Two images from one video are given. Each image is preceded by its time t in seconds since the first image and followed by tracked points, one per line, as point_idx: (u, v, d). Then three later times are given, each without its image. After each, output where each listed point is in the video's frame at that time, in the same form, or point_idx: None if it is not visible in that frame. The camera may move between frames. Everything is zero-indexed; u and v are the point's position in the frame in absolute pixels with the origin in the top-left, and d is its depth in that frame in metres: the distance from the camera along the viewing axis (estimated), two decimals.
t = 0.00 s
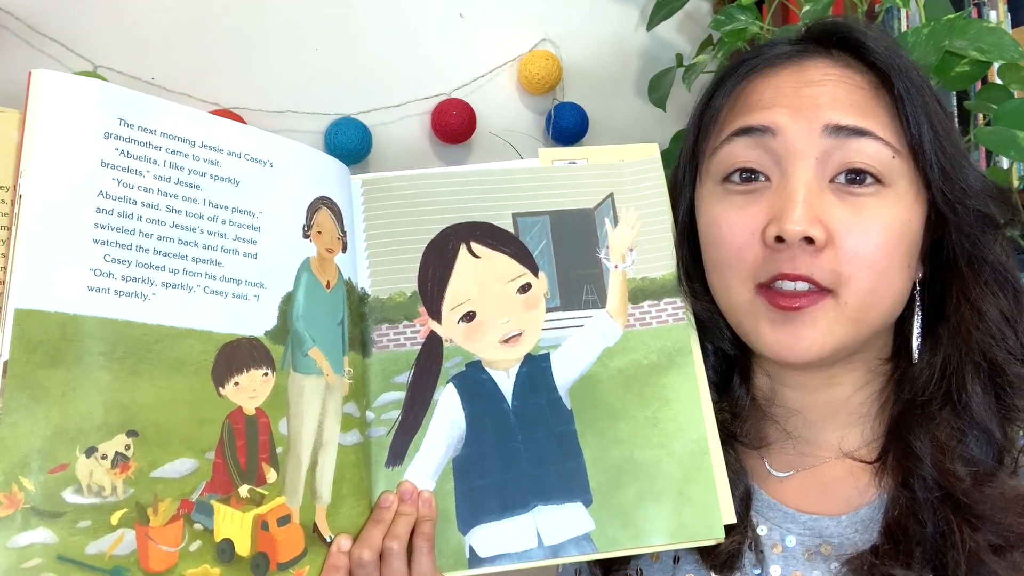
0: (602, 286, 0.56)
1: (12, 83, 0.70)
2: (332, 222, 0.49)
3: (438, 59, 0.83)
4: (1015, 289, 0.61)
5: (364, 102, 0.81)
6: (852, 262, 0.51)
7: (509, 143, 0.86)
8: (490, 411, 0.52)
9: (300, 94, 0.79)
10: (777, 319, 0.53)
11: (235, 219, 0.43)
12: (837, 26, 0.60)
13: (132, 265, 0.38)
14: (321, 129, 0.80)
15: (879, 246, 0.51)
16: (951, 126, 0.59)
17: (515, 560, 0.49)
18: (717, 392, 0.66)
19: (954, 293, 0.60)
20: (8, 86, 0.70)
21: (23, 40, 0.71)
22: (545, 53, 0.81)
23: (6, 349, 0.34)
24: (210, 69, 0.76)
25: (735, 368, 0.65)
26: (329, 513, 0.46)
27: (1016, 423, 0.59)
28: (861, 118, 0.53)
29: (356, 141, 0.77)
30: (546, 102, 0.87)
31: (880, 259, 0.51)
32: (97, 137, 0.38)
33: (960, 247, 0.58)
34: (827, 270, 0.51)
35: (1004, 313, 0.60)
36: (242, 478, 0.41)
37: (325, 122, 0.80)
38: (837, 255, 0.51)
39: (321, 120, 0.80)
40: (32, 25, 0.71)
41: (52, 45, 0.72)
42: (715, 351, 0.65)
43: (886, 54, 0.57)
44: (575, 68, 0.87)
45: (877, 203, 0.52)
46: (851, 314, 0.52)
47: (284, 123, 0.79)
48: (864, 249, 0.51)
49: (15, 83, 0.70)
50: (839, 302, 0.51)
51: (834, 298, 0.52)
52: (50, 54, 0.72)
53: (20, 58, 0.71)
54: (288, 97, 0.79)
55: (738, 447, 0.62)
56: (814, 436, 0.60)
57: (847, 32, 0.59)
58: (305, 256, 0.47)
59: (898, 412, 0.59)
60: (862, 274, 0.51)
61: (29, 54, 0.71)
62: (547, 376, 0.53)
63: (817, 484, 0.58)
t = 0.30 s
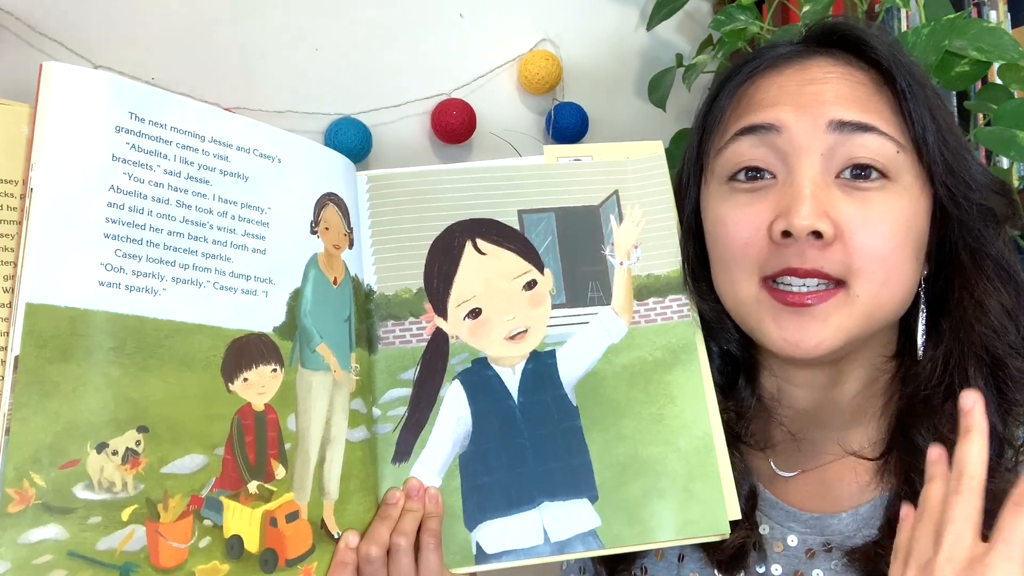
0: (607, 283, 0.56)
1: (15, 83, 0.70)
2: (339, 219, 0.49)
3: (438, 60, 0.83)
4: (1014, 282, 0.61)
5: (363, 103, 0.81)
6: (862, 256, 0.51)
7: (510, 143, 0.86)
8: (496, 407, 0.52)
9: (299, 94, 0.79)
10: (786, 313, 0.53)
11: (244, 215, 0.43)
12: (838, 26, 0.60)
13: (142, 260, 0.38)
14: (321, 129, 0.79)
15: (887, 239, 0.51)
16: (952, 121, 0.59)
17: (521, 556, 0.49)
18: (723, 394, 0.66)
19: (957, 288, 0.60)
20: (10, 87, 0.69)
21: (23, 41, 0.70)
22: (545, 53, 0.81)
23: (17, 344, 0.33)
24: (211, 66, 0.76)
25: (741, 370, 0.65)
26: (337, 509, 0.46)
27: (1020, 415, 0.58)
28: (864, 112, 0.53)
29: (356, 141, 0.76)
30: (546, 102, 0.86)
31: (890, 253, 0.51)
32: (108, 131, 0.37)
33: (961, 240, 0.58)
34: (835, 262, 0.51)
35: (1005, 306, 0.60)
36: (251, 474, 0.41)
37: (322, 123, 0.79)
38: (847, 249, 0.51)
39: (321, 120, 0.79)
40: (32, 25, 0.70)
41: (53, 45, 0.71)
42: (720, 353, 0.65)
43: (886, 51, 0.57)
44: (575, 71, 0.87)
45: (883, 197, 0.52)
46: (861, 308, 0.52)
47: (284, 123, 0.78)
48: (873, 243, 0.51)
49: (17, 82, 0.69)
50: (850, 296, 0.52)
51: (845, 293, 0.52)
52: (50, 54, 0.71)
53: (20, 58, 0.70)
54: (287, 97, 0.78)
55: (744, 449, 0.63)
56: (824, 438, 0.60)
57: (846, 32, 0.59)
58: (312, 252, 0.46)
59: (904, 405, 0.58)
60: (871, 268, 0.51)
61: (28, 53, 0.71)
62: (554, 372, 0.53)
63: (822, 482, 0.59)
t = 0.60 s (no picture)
0: (609, 284, 0.55)
1: (18, 84, 0.70)
2: (341, 220, 0.49)
3: (438, 61, 0.83)
4: (1016, 282, 0.60)
5: (364, 102, 0.81)
6: (862, 257, 0.51)
7: (510, 143, 0.86)
8: (498, 408, 0.52)
9: (299, 94, 0.79)
10: (786, 321, 0.53)
11: (245, 216, 0.43)
12: (837, 25, 0.60)
13: (143, 262, 0.38)
14: (321, 129, 0.80)
15: (888, 239, 0.51)
16: (951, 121, 0.59)
17: (523, 557, 0.49)
18: (723, 395, 0.66)
19: (957, 288, 0.59)
20: (10, 87, 0.70)
21: (23, 40, 0.70)
22: (545, 53, 0.81)
23: (19, 346, 0.33)
24: (214, 68, 0.76)
25: (742, 369, 0.65)
26: (339, 510, 0.46)
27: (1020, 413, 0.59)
28: (862, 113, 0.53)
29: (355, 141, 0.76)
30: (546, 102, 0.87)
31: (889, 254, 0.51)
32: (109, 133, 0.37)
33: (960, 239, 0.58)
34: (838, 262, 0.51)
35: (1005, 307, 0.60)
36: (252, 475, 0.41)
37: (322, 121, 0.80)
38: (847, 250, 0.51)
39: (321, 120, 0.80)
40: (32, 25, 0.71)
41: (52, 45, 0.71)
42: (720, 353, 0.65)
43: (884, 51, 0.57)
44: (576, 70, 0.87)
45: (881, 196, 0.52)
46: (862, 311, 0.52)
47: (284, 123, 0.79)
48: (873, 244, 0.51)
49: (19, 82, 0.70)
50: (852, 299, 0.52)
51: (846, 297, 0.52)
52: (50, 53, 0.71)
53: (20, 57, 0.70)
54: (288, 96, 0.78)
55: (742, 448, 0.62)
56: (822, 438, 0.59)
57: (846, 31, 0.59)
58: (315, 254, 0.47)
59: (903, 408, 0.59)
60: (870, 268, 0.51)
61: (29, 54, 0.71)
62: (556, 374, 0.53)
63: (822, 483, 0.58)
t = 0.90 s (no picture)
0: (606, 282, 0.55)
1: (17, 85, 0.70)
2: (337, 219, 0.49)
3: (437, 62, 0.83)
4: (1011, 285, 0.61)
5: (363, 103, 0.81)
6: (852, 256, 0.51)
7: (510, 143, 0.86)
8: (494, 407, 0.52)
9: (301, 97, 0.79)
10: (778, 312, 0.53)
11: (240, 215, 0.43)
12: (836, 25, 0.60)
13: (138, 262, 0.38)
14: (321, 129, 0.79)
15: (879, 240, 0.51)
16: (950, 124, 0.60)
17: (520, 556, 0.49)
18: (718, 391, 0.66)
19: (952, 290, 0.60)
20: (10, 88, 0.69)
21: (23, 41, 0.70)
22: (545, 53, 0.81)
23: (12, 348, 0.33)
24: (211, 66, 0.75)
25: (736, 366, 0.66)
26: (335, 511, 0.46)
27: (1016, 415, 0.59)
28: (859, 111, 0.53)
29: (355, 141, 0.76)
30: (546, 102, 0.86)
31: (880, 254, 0.51)
32: (102, 133, 0.37)
33: (958, 241, 0.58)
34: (828, 263, 0.51)
35: (1002, 310, 0.60)
36: (248, 476, 0.41)
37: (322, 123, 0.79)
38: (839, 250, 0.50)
39: (321, 121, 0.79)
40: (32, 25, 0.70)
41: (52, 45, 0.71)
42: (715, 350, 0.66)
43: (883, 51, 0.57)
44: (576, 71, 0.87)
45: (876, 197, 0.52)
46: (849, 311, 0.52)
47: (284, 123, 0.78)
48: (863, 244, 0.51)
49: (17, 81, 0.69)
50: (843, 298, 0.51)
51: (834, 293, 0.52)
52: (50, 54, 0.71)
53: (20, 58, 0.70)
54: (288, 97, 0.78)
55: (738, 446, 0.62)
56: (815, 436, 0.59)
57: (845, 31, 0.59)
58: (310, 252, 0.46)
59: (896, 404, 0.59)
60: (861, 269, 0.51)
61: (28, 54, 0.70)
62: (553, 373, 0.53)
63: (815, 481, 0.58)
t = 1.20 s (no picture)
0: (605, 284, 0.56)
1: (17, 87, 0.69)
2: (337, 223, 0.49)
3: (438, 62, 0.83)
4: (1008, 284, 0.61)
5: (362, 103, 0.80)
6: (855, 251, 0.51)
7: (510, 143, 0.86)
8: (496, 410, 0.52)
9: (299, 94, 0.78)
10: (775, 314, 0.54)
11: (241, 221, 0.43)
12: (834, 24, 0.60)
13: (140, 269, 0.38)
14: (321, 129, 0.79)
15: (881, 235, 0.51)
16: (951, 123, 0.60)
17: (523, 558, 0.49)
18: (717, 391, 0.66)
19: (952, 290, 0.60)
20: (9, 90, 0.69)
21: (23, 41, 0.69)
22: (545, 53, 0.81)
23: (16, 357, 0.33)
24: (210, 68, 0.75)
25: (735, 369, 0.66)
26: (338, 514, 0.46)
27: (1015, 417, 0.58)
28: (860, 107, 0.54)
29: (356, 141, 0.76)
30: (546, 102, 0.86)
31: (883, 249, 0.51)
32: (103, 140, 0.37)
33: (956, 242, 0.59)
34: (831, 258, 0.51)
35: (1000, 308, 0.60)
36: (253, 481, 0.41)
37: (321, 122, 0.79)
38: (840, 246, 0.51)
39: (321, 120, 0.79)
40: (32, 25, 0.70)
41: (54, 45, 0.71)
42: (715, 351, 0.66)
43: (884, 49, 0.57)
44: (576, 69, 0.87)
45: (877, 193, 0.52)
46: (853, 306, 0.52)
47: (283, 123, 0.78)
48: (867, 240, 0.51)
49: (15, 84, 0.69)
50: (842, 296, 0.52)
51: (837, 292, 0.52)
52: (51, 54, 0.71)
53: (20, 58, 0.69)
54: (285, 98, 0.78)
55: (736, 447, 0.63)
56: (813, 438, 0.60)
57: (846, 29, 0.59)
58: (311, 257, 0.46)
59: (892, 401, 0.59)
60: (864, 263, 0.51)
61: (30, 55, 0.70)
62: (553, 375, 0.53)
63: (812, 483, 0.59)
